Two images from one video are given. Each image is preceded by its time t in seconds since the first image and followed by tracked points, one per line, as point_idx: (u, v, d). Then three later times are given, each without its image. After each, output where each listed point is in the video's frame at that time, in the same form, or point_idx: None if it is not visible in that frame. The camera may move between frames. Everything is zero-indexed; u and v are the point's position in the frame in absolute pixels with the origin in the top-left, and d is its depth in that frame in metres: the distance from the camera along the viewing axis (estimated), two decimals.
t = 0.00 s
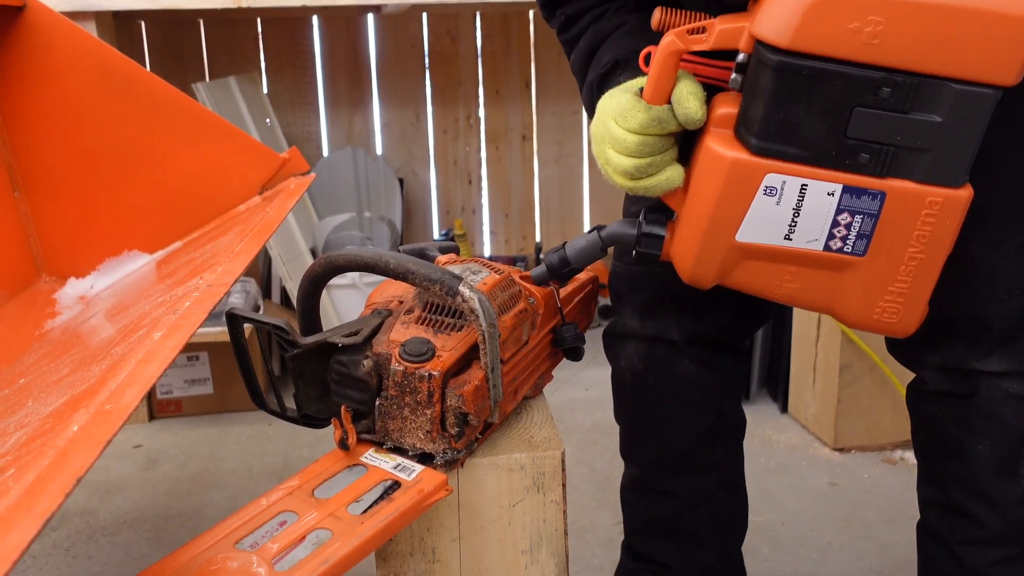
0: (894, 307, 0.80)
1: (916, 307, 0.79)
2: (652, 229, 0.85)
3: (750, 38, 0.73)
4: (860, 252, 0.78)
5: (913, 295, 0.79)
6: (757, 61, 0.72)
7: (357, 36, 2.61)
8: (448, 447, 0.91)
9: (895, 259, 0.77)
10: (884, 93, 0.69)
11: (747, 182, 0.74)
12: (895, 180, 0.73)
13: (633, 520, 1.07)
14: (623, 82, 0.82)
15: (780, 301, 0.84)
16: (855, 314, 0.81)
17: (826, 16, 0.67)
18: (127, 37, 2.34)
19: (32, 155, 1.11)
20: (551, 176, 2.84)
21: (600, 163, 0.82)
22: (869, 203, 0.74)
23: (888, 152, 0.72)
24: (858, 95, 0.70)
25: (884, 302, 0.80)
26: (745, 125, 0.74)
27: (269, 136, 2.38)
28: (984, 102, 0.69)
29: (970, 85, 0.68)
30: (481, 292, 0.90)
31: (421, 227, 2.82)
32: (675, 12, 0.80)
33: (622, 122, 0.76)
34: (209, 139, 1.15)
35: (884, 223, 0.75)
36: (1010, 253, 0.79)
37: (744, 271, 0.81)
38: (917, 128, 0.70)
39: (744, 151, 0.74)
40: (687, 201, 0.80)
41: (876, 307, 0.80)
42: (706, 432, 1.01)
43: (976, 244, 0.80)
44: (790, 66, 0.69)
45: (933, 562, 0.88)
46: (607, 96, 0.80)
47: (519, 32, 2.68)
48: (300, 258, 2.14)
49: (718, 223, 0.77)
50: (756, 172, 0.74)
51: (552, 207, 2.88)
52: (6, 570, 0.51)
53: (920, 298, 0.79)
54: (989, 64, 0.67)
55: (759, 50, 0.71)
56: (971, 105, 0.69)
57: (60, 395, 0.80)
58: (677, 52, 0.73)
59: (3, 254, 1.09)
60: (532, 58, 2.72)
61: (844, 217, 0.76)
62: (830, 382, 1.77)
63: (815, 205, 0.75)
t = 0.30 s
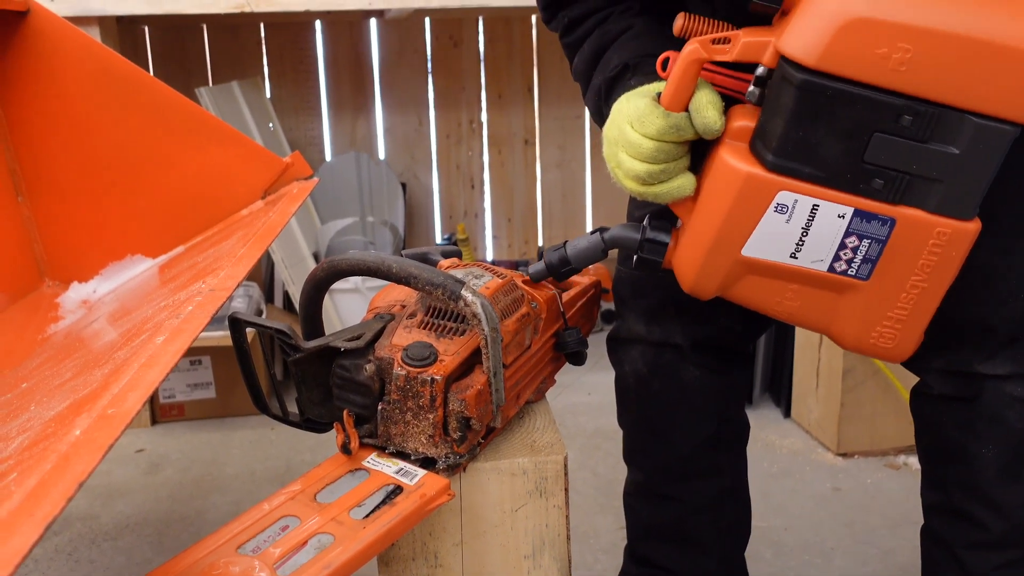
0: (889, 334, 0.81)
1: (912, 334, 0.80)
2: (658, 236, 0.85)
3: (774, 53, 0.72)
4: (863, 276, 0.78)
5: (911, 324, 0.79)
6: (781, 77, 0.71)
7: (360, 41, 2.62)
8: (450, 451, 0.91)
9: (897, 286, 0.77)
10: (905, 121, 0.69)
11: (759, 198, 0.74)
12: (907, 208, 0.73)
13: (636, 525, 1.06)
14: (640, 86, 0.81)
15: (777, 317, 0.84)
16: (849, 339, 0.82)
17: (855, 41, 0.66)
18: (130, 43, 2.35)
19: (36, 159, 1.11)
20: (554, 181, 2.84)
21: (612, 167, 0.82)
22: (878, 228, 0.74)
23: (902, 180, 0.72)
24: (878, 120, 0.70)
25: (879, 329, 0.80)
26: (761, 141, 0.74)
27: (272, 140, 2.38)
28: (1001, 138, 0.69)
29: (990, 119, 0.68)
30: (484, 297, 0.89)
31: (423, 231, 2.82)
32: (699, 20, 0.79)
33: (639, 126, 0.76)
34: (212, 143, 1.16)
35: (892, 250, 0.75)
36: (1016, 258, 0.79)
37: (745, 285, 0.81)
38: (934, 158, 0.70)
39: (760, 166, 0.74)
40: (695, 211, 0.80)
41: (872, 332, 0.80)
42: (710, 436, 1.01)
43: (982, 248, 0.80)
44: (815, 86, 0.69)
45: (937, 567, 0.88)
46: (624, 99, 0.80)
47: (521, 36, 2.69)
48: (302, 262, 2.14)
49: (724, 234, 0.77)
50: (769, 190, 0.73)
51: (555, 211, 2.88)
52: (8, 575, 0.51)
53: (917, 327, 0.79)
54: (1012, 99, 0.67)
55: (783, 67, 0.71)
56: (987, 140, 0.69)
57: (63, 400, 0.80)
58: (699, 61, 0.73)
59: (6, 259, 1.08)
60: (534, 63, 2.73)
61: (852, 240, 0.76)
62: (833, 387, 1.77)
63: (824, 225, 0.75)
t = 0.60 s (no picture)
0: (840, 390, 0.80)
1: (859, 401, 0.80)
2: (663, 207, 0.80)
3: (853, 81, 0.69)
4: (842, 326, 0.77)
5: (862, 387, 0.79)
6: (847, 106, 0.69)
7: (362, 44, 2.62)
8: (453, 454, 0.91)
9: (868, 348, 0.77)
10: (945, 194, 0.68)
11: (778, 212, 0.72)
12: (915, 282, 0.72)
13: (639, 528, 1.06)
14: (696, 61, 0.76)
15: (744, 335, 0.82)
16: (801, 380, 0.81)
17: (933, 99, 0.65)
18: (133, 46, 2.35)
19: (37, 162, 1.12)
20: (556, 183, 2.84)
21: (649, 135, 0.76)
22: (876, 286, 0.73)
23: (918, 250, 0.71)
24: (919, 181, 0.69)
25: (830, 383, 0.80)
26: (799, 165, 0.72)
27: (274, 144, 2.39)
28: None
29: None
30: (486, 299, 0.88)
31: (426, 234, 2.82)
32: (790, 18, 0.74)
33: (698, 102, 0.70)
34: (216, 147, 1.16)
35: (882, 310, 0.74)
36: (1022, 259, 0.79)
37: (726, 292, 0.79)
38: (954, 240, 0.70)
39: (790, 183, 0.72)
40: (705, 203, 0.76)
41: (824, 382, 0.80)
42: (714, 438, 1.01)
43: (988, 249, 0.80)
44: (876, 125, 0.67)
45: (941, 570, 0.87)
46: (684, 69, 0.74)
47: (523, 40, 2.70)
48: (303, 265, 2.14)
49: (725, 234, 0.75)
50: (791, 210, 0.72)
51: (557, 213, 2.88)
52: None
53: (868, 392, 0.79)
54: None
55: (853, 97, 0.68)
56: (1015, 244, 0.69)
57: (64, 402, 0.80)
58: (777, 58, 0.69)
59: (9, 262, 1.09)
60: (536, 66, 2.74)
61: (847, 287, 0.74)
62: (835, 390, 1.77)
63: (829, 263, 0.73)
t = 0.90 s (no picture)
0: (785, 432, 0.80)
1: (800, 449, 0.80)
2: (670, 203, 0.80)
3: (888, 128, 0.69)
4: (804, 366, 0.76)
5: (805, 435, 0.79)
6: (874, 150, 0.70)
7: (363, 45, 2.63)
8: (453, 455, 0.90)
9: (822, 397, 0.77)
10: (941, 260, 0.69)
11: (777, 232, 0.72)
12: (888, 343, 0.73)
13: (640, 530, 1.06)
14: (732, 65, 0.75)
15: (708, 348, 0.82)
16: (749, 411, 0.81)
17: (955, 165, 0.65)
18: (134, 48, 2.35)
19: (38, 163, 1.12)
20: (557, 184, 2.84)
21: (681, 132, 0.75)
22: (849, 334, 0.74)
23: (899, 309, 0.72)
24: (918, 238, 0.69)
25: (775, 422, 0.80)
26: (809, 195, 0.72)
27: (275, 145, 2.39)
28: (1001, 345, 0.69)
29: (1011, 315, 0.68)
30: (487, 300, 0.88)
31: (427, 235, 2.82)
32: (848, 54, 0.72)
33: (738, 112, 0.70)
34: (216, 148, 1.16)
35: (846, 361, 0.75)
36: None
37: (704, 298, 0.79)
38: (938, 310, 0.70)
39: (796, 208, 0.72)
40: (711, 206, 0.77)
41: (771, 420, 0.80)
42: (717, 440, 1.01)
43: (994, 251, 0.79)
44: (894, 172, 0.68)
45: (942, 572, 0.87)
46: (723, 71, 0.73)
47: (524, 41, 2.70)
48: (305, 266, 2.14)
49: (720, 239, 0.75)
50: (788, 234, 0.72)
51: (558, 214, 2.88)
52: None
53: (810, 441, 0.79)
54: None
55: (884, 141, 0.69)
56: (991, 330, 0.69)
57: (65, 404, 0.80)
58: (824, 85, 0.69)
59: (10, 263, 1.09)
60: (537, 67, 2.74)
61: (818, 328, 0.74)
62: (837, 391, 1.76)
63: (809, 297, 0.74)
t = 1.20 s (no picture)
0: (750, 433, 0.80)
1: (763, 451, 0.80)
2: (668, 193, 0.79)
3: (890, 147, 0.68)
4: (777, 371, 0.76)
5: (768, 438, 0.79)
6: (872, 168, 0.69)
7: (364, 45, 2.63)
8: (453, 455, 0.90)
9: (790, 405, 0.77)
10: (923, 287, 0.68)
11: (762, 238, 0.72)
12: (862, 361, 0.72)
13: (641, 529, 1.06)
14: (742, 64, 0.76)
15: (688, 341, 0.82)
16: (719, 408, 0.82)
17: (948, 194, 0.63)
18: (134, 48, 2.35)
19: (38, 163, 1.12)
20: (557, 185, 2.84)
21: (687, 130, 0.76)
22: (823, 347, 0.73)
23: (875, 329, 0.71)
24: (903, 261, 0.68)
25: (742, 423, 0.80)
26: (804, 205, 0.71)
27: (276, 145, 2.39)
28: (970, 380, 0.68)
29: (986, 351, 0.67)
30: (487, 300, 0.88)
31: (427, 235, 2.82)
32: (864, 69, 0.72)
33: (743, 114, 0.71)
34: (215, 148, 1.16)
35: (818, 373, 0.74)
36: None
37: (688, 293, 0.79)
38: (916, 336, 0.70)
39: (788, 216, 0.71)
40: (708, 204, 0.76)
41: (737, 421, 0.80)
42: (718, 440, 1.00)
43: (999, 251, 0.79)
44: (888, 193, 0.67)
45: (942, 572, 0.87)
46: (732, 71, 0.74)
47: (524, 41, 2.70)
48: (305, 266, 2.14)
49: (710, 238, 0.75)
50: (777, 240, 0.71)
51: (558, 214, 2.88)
52: None
53: (773, 445, 0.79)
54: (1018, 352, 0.65)
55: (883, 160, 0.68)
56: (963, 363, 0.68)
57: (65, 403, 0.80)
58: (833, 95, 0.69)
59: (11, 262, 1.09)
60: (537, 67, 2.74)
61: (794, 336, 0.74)
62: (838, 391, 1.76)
63: (791, 304, 0.73)
